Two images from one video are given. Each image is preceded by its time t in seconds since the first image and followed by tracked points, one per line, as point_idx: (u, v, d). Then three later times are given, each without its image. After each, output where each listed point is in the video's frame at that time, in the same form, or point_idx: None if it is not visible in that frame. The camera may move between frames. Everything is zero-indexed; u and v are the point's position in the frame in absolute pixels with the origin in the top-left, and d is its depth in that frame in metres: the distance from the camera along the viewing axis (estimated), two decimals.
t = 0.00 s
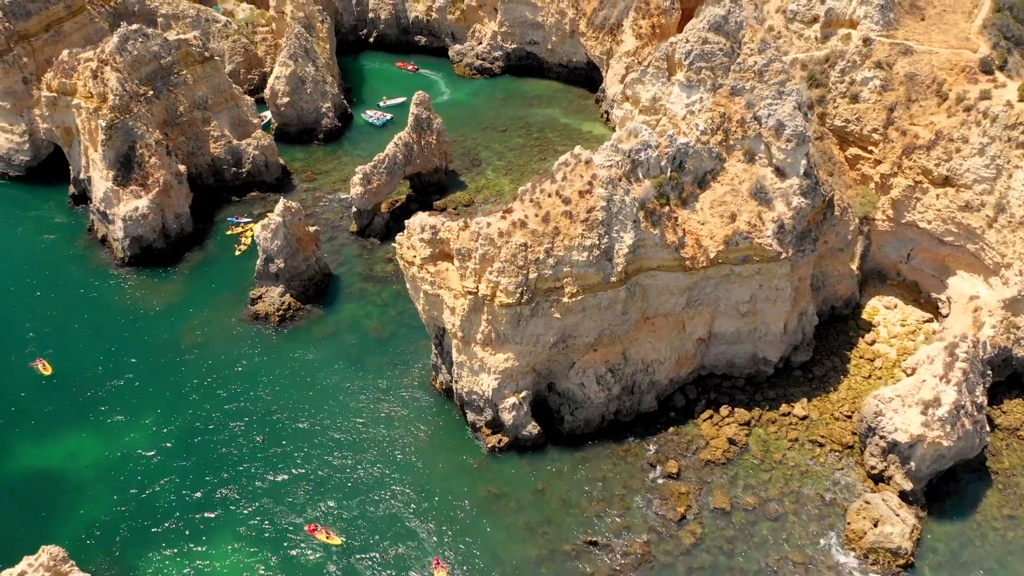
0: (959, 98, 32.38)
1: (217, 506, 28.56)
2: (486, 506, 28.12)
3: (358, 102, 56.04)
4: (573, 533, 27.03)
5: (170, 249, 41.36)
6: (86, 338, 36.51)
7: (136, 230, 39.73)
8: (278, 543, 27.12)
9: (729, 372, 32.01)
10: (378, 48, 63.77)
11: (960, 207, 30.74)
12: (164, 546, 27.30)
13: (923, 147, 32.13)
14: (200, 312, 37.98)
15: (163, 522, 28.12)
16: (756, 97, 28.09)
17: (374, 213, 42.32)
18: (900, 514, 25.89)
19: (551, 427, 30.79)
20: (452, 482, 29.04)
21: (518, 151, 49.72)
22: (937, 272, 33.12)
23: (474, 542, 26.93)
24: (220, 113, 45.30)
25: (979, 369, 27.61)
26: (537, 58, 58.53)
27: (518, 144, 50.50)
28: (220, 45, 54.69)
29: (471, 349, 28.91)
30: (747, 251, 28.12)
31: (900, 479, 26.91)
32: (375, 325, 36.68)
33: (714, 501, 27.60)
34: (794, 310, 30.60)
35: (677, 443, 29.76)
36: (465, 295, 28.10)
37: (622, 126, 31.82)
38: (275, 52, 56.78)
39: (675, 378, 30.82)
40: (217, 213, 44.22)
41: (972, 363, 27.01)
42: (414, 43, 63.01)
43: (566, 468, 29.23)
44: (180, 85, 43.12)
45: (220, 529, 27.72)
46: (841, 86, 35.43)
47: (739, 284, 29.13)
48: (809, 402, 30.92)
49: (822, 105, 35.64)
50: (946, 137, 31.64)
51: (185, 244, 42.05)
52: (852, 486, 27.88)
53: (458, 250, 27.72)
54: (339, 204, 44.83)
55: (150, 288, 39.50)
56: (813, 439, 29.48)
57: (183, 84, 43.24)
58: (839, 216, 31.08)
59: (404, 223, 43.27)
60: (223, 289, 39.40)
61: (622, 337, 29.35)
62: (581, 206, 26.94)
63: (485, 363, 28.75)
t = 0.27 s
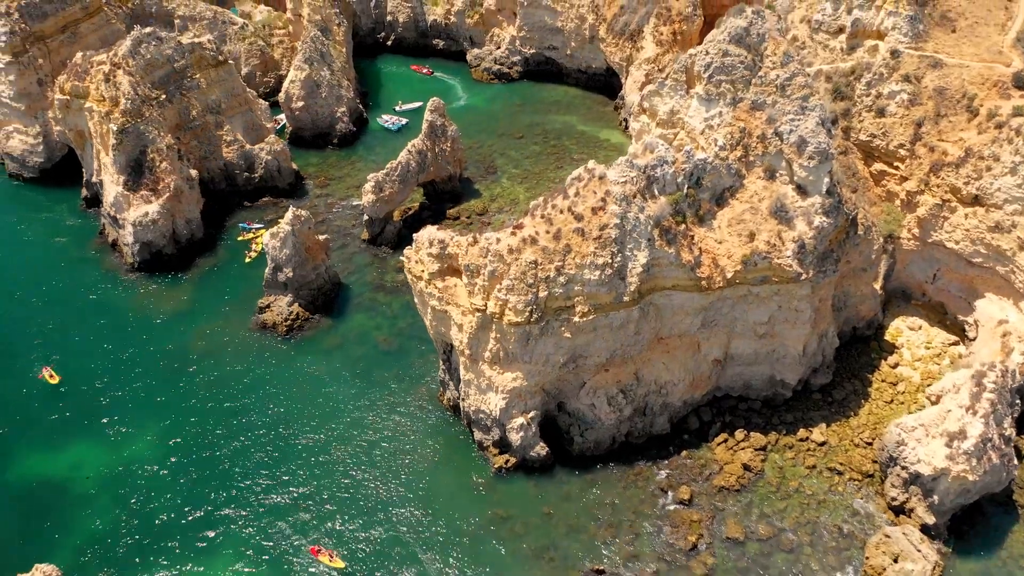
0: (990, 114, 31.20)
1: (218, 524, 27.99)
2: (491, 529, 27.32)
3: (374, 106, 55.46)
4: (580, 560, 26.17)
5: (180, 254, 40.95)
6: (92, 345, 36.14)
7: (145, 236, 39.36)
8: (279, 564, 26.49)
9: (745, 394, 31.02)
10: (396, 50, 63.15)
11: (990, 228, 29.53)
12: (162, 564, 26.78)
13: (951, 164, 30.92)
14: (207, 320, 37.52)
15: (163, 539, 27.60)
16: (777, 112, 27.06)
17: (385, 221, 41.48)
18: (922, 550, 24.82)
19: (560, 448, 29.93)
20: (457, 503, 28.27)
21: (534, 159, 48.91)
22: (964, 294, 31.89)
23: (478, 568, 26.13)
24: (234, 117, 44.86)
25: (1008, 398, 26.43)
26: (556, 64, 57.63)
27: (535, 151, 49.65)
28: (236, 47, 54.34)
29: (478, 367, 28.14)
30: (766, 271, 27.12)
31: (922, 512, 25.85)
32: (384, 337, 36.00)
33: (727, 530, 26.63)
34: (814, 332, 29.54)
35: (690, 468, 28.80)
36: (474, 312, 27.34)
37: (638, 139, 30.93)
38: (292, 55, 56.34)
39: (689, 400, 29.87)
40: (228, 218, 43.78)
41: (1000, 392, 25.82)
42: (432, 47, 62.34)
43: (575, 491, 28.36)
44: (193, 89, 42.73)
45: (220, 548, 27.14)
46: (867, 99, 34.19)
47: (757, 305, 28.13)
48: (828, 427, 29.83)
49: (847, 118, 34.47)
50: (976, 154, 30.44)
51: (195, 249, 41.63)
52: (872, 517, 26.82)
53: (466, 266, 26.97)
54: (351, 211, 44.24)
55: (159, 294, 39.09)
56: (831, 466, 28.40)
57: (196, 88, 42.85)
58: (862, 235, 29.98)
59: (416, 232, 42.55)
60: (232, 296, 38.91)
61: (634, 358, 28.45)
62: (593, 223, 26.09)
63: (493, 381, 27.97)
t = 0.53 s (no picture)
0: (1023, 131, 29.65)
1: (220, 543, 27.40)
2: (496, 554, 26.50)
3: (390, 111, 54.86)
4: None
5: (190, 260, 40.52)
6: (99, 353, 35.80)
7: (155, 242, 38.96)
8: None
9: (762, 418, 30.02)
10: (414, 54, 62.53)
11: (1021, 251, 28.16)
12: None
13: (982, 183, 29.60)
14: (215, 329, 37.03)
15: (163, 558, 27.07)
16: (800, 128, 25.98)
17: (398, 229, 40.95)
18: None
19: (569, 470, 29.07)
20: (462, 525, 27.49)
21: (551, 167, 48.07)
22: (993, 318, 30.68)
23: None
24: (247, 122, 44.45)
25: None
26: (575, 69, 56.71)
27: (551, 159, 48.78)
28: (253, 50, 53.95)
29: (486, 387, 27.37)
30: (785, 293, 26.15)
31: (946, 548, 24.88)
32: (393, 350, 35.31)
33: (740, 561, 25.66)
34: (835, 357, 28.46)
35: (704, 494, 27.84)
36: (481, 331, 26.52)
37: (655, 153, 30.01)
38: (308, 58, 55.85)
39: (704, 424, 28.91)
40: (240, 224, 43.31)
41: None
42: (450, 51, 61.61)
43: (584, 515, 27.48)
44: (206, 93, 42.32)
45: (221, 569, 26.55)
46: (894, 114, 33.04)
47: (775, 328, 27.13)
48: (848, 454, 28.72)
49: (873, 133, 33.29)
50: (1008, 174, 28.85)
51: (205, 256, 41.18)
52: (892, 551, 25.76)
53: (474, 284, 26.19)
54: (363, 219, 43.62)
55: (167, 301, 38.66)
56: (851, 496, 27.31)
57: (209, 92, 42.43)
58: (887, 256, 28.85)
59: (429, 241, 41.85)
60: (241, 305, 38.39)
61: (647, 380, 27.55)
62: (606, 242, 25.19)
63: (501, 402, 27.18)
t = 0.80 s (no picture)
0: None
1: (219, 565, 26.71)
2: None
3: (405, 116, 54.18)
4: None
5: (199, 267, 40.00)
6: (104, 362, 35.33)
7: (163, 248, 38.47)
8: None
9: (779, 444, 28.94)
10: (432, 58, 61.79)
11: None
12: None
13: (1014, 205, 28.39)
14: (222, 339, 36.46)
15: None
16: (824, 146, 24.91)
17: (409, 238, 40.25)
18: None
19: (577, 495, 28.15)
20: (466, 549, 26.61)
21: (567, 176, 47.18)
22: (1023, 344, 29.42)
23: None
24: (259, 127, 43.88)
25: None
26: (594, 76, 55.74)
27: (568, 168, 47.86)
28: (268, 53, 53.45)
29: (493, 409, 26.55)
30: (806, 318, 25.10)
31: None
32: (401, 364, 34.58)
33: None
34: (857, 383, 27.34)
35: (717, 524, 26.81)
36: (489, 351, 25.69)
37: (672, 169, 29.03)
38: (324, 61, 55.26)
39: (718, 450, 27.87)
40: (250, 230, 42.77)
41: None
42: (468, 55, 60.84)
43: (592, 543, 26.54)
44: (218, 97, 41.80)
45: None
46: (922, 130, 31.64)
47: (795, 354, 26.09)
48: (868, 485, 27.58)
49: (899, 150, 32.08)
50: None
51: (214, 263, 40.64)
52: None
53: (481, 303, 25.34)
54: (375, 227, 42.97)
55: (174, 309, 38.16)
56: (871, 530, 26.18)
57: (221, 97, 41.90)
58: (913, 280, 27.68)
59: (441, 251, 41.11)
60: (248, 314, 37.80)
61: (660, 404, 26.58)
62: (619, 263, 24.26)
63: (507, 425, 26.34)
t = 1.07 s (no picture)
0: None
1: None
2: None
3: (420, 121, 53.47)
4: None
5: (206, 275, 39.49)
6: (108, 370, 34.84)
7: (171, 256, 37.99)
8: None
9: (795, 473, 27.86)
10: (449, 62, 60.99)
11: None
12: None
13: None
14: (227, 349, 35.86)
15: None
16: (848, 167, 23.83)
17: (419, 249, 39.47)
18: None
19: (584, 522, 27.21)
20: None
21: (582, 186, 46.20)
22: None
23: None
24: (271, 132, 43.31)
25: None
26: (612, 82, 54.66)
27: (583, 177, 46.90)
28: (283, 57, 52.93)
29: (498, 433, 25.70)
30: (826, 346, 24.06)
31: None
32: (407, 379, 33.80)
33: None
34: (878, 413, 26.20)
35: (729, 556, 25.78)
36: (494, 374, 24.86)
37: (688, 186, 28.04)
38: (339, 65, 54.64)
39: (731, 479, 26.82)
40: (259, 237, 42.20)
41: None
42: (485, 60, 60.00)
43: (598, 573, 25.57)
44: (229, 103, 41.25)
45: None
46: (951, 148, 30.26)
47: (813, 382, 25.04)
48: (889, 518, 26.42)
49: (926, 167, 30.83)
50: None
51: (222, 270, 40.11)
52: None
53: (487, 324, 24.49)
54: (386, 236, 42.27)
55: (180, 317, 37.64)
56: (891, 567, 25.03)
57: (232, 102, 41.35)
58: (939, 305, 26.53)
59: (451, 262, 40.32)
60: (255, 323, 37.20)
61: (672, 431, 25.60)
62: (630, 286, 23.32)
63: (513, 450, 25.48)
